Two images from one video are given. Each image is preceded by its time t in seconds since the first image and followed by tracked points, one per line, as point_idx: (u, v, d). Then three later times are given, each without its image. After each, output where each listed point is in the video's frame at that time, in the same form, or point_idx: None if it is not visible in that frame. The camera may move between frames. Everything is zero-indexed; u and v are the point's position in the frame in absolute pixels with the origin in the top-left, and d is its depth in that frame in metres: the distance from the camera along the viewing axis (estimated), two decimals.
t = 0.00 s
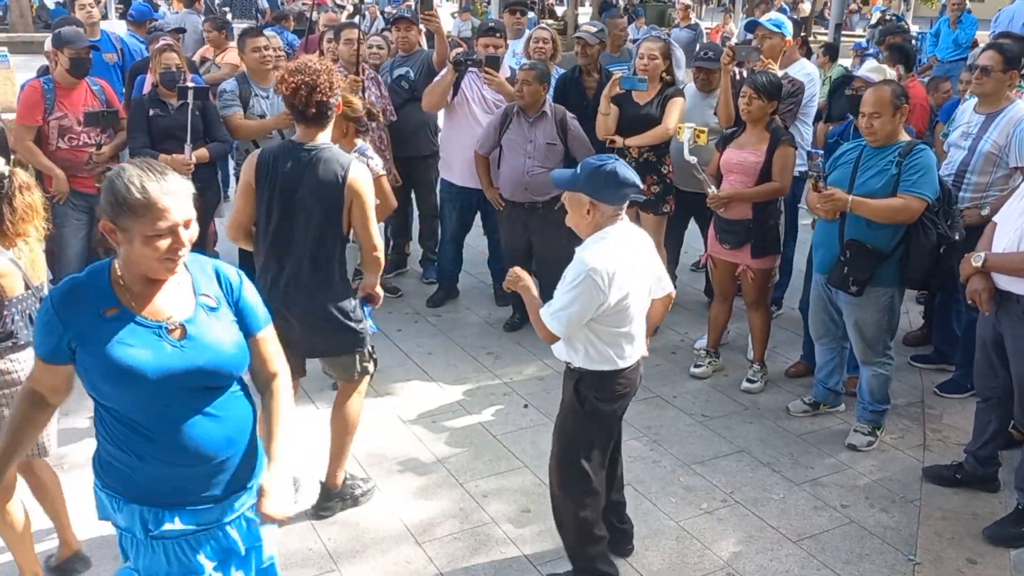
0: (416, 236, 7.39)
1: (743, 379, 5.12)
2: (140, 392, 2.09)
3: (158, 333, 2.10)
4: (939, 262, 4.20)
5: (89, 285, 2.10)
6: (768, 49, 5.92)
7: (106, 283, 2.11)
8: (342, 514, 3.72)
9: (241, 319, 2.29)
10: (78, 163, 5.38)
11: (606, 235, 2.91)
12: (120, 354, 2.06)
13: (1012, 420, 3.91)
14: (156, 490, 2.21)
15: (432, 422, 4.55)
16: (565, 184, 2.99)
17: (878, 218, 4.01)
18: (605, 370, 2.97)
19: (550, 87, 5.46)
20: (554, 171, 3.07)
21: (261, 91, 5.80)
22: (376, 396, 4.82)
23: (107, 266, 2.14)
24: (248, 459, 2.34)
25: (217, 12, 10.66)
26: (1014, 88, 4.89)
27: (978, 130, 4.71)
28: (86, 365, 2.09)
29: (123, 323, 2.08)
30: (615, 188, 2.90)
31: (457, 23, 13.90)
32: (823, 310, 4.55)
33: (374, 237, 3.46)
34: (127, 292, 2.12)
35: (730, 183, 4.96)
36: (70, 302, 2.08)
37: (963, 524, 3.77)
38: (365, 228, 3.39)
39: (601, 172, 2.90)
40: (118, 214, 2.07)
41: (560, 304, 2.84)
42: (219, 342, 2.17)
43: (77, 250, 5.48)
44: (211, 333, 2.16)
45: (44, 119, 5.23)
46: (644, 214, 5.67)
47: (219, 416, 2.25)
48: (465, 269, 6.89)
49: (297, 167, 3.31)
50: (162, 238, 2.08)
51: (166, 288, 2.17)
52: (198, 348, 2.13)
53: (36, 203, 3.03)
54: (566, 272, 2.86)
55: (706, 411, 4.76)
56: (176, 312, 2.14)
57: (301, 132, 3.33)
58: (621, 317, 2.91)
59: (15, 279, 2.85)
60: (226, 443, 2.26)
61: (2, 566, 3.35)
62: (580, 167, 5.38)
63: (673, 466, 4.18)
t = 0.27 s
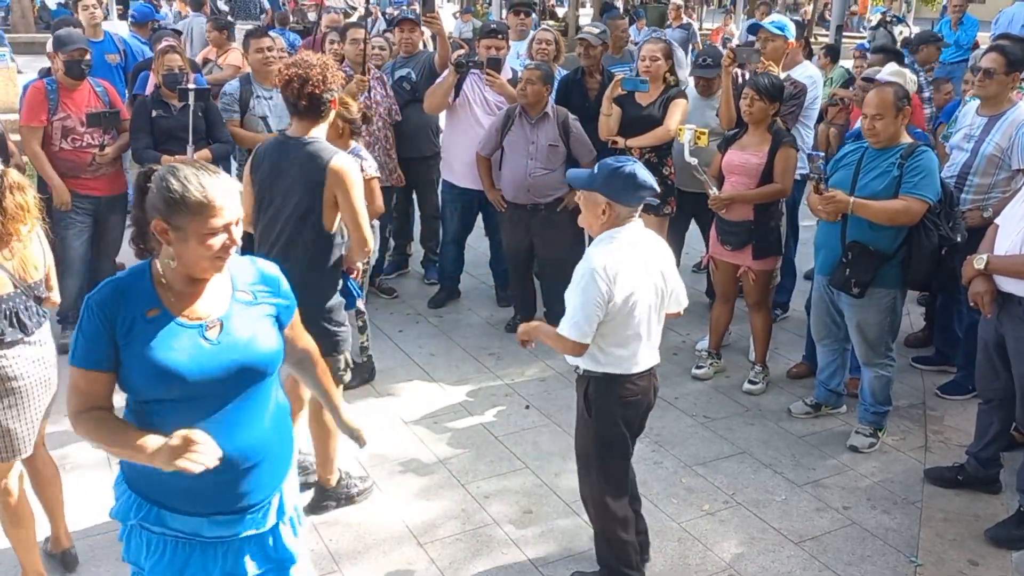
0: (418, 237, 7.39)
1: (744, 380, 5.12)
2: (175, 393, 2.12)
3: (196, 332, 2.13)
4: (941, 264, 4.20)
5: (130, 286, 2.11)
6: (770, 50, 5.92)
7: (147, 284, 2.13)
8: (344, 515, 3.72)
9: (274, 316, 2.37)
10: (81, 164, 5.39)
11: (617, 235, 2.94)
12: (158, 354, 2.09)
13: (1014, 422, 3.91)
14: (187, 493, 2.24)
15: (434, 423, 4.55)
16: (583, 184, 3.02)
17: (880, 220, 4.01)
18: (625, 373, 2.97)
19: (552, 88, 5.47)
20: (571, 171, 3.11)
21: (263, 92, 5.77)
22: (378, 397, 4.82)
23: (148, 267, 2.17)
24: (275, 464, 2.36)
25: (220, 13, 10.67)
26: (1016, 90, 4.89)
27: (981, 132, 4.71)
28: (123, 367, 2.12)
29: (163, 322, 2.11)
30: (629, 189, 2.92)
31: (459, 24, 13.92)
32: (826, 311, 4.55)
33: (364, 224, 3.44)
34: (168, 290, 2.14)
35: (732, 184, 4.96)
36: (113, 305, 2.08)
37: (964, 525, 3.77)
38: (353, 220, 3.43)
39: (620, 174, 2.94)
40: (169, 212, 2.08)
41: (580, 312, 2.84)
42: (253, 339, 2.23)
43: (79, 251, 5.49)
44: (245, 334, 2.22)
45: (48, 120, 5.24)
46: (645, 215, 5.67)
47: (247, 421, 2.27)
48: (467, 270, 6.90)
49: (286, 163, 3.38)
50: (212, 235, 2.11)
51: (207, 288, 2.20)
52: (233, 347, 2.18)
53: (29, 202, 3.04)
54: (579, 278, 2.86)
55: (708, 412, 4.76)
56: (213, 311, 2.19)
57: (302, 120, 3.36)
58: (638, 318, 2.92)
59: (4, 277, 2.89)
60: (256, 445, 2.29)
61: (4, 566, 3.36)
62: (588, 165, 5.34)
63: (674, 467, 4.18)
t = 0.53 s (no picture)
0: (420, 237, 7.40)
1: (747, 381, 5.12)
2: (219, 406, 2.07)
3: (236, 345, 2.09)
4: (944, 265, 4.19)
5: (169, 298, 2.09)
6: (775, 51, 5.92)
7: (187, 295, 2.11)
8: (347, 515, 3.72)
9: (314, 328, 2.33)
10: (85, 163, 5.39)
11: (626, 231, 2.94)
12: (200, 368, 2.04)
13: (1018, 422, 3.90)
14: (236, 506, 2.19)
15: (437, 423, 4.55)
16: (590, 182, 3.02)
17: (884, 221, 4.01)
18: (652, 364, 3.00)
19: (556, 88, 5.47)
20: (575, 171, 3.12)
21: (265, 92, 5.75)
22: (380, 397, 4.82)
23: (188, 278, 2.15)
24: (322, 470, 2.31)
25: (222, 12, 10.68)
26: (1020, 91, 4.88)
27: (985, 132, 4.70)
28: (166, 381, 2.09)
29: (205, 334, 2.07)
30: (637, 185, 2.94)
31: (461, 24, 13.93)
32: (828, 312, 4.55)
33: (298, 243, 3.16)
34: (208, 302, 2.11)
35: (734, 184, 4.96)
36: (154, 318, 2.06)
37: (967, 527, 3.76)
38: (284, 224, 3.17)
39: (626, 172, 2.95)
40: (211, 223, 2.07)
41: (615, 310, 2.84)
42: (294, 352, 2.17)
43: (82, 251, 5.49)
44: (287, 345, 2.17)
45: (51, 120, 5.25)
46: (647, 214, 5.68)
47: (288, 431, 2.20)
48: (469, 269, 6.90)
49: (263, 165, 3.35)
50: (252, 247, 2.08)
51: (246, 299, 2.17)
52: (274, 359, 2.12)
53: (27, 199, 3.06)
54: (604, 276, 2.86)
55: (711, 413, 4.75)
56: (252, 323, 2.14)
57: (298, 124, 3.33)
58: (658, 311, 2.94)
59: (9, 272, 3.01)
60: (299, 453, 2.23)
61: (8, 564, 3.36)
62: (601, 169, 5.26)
63: (677, 467, 4.18)
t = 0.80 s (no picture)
0: (423, 238, 7.40)
1: (749, 383, 5.12)
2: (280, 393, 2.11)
3: (300, 333, 2.14)
4: (947, 267, 4.20)
5: (219, 292, 2.09)
6: (779, 53, 5.92)
7: (237, 289, 2.11)
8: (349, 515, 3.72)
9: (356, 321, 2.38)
10: (87, 163, 5.39)
11: (636, 238, 2.94)
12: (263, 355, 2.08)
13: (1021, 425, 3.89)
14: (290, 491, 2.21)
15: (439, 424, 4.55)
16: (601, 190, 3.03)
17: (887, 223, 4.01)
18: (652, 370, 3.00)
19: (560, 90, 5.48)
20: (586, 178, 3.13)
21: (267, 92, 5.75)
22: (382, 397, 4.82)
23: (235, 272, 2.14)
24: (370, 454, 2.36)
25: (225, 13, 10.70)
26: None
27: (989, 135, 4.70)
28: (221, 370, 2.10)
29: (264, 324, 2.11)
30: (646, 192, 2.93)
31: (463, 25, 13.95)
32: (831, 313, 4.55)
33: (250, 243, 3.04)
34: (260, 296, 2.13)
35: (737, 186, 4.96)
36: (208, 308, 2.07)
37: (970, 529, 3.76)
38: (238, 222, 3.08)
39: (636, 178, 2.94)
40: (250, 220, 2.05)
41: (621, 313, 2.84)
42: (350, 338, 2.24)
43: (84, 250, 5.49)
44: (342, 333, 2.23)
45: (55, 119, 5.25)
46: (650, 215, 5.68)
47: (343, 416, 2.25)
48: (471, 270, 6.90)
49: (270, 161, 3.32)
50: (299, 243, 2.07)
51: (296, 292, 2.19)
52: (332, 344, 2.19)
53: (17, 196, 3.06)
54: (617, 279, 2.85)
55: (713, 415, 4.75)
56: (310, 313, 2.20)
57: (292, 118, 3.36)
58: (665, 316, 2.95)
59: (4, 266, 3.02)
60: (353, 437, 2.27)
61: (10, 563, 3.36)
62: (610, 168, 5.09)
63: (679, 469, 4.18)
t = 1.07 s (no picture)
0: (426, 239, 7.41)
1: (752, 386, 5.12)
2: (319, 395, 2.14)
3: (339, 334, 2.17)
4: (950, 271, 4.20)
5: (262, 291, 2.14)
6: (783, 56, 5.93)
7: (280, 290, 2.15)
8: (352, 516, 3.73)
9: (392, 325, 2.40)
10: (91, 164, 5.40)
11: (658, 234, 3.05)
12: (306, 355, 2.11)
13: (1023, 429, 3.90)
14: (330, 491, 2.23)
15: (441, 425, 4.56)
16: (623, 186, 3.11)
17: (889, 227, 4.02)
18: (668, 362, 3.13)
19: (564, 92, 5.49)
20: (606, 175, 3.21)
21: (270, 93, 5.77)
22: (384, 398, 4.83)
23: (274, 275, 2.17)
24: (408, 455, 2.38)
25: (230, 14, 10.74)
26: None
27: (993, 139, 4.70)
28: (261, 371, 2.13)
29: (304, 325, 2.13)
30: (669, 186, 3.03)
31: (467, 27, 13.98)
32: (833, 317, 4.56)
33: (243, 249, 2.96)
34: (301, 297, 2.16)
35: (740, 189, 4.97)
36: (247, 309, 2.12)
37: (971, 533, 3.76)
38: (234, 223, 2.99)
39: (658, 172, 3.03)
40: (292, 220, 2.10)
41: (642, 303, 2.99)
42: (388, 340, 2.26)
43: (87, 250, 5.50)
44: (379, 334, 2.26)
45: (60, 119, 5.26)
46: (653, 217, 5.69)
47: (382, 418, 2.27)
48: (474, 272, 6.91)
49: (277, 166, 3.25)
50: (337, 241, 2.11)
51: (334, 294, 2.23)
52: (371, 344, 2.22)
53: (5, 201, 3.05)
54: (644, 271, 3.00)
55: (715, 418, 4.75)
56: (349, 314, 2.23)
57: (297, 131, 3.21)
58: (687, 307, 3.10)
59: None
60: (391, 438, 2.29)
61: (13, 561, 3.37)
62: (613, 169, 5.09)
63: (681, 472, 4.18)
